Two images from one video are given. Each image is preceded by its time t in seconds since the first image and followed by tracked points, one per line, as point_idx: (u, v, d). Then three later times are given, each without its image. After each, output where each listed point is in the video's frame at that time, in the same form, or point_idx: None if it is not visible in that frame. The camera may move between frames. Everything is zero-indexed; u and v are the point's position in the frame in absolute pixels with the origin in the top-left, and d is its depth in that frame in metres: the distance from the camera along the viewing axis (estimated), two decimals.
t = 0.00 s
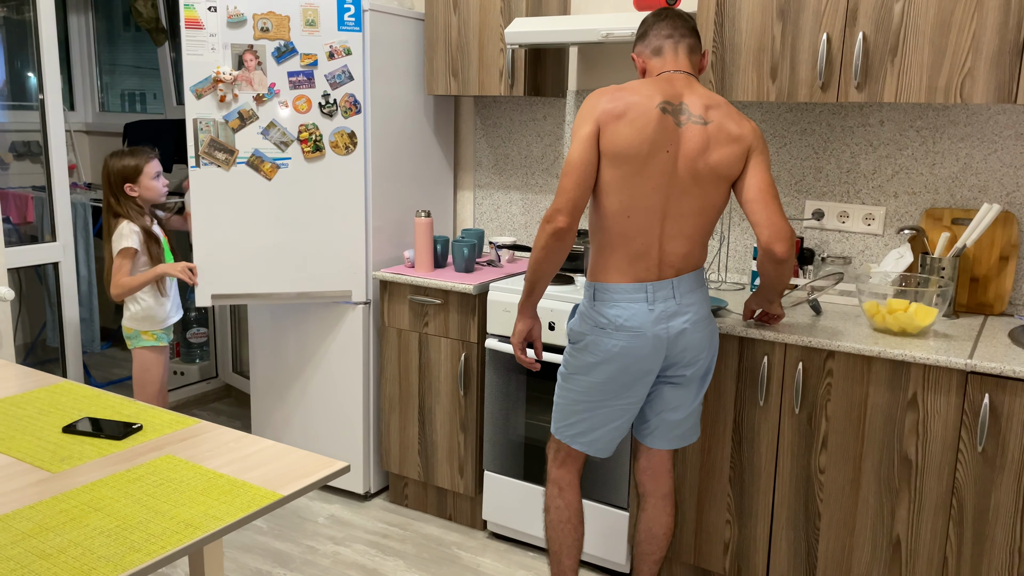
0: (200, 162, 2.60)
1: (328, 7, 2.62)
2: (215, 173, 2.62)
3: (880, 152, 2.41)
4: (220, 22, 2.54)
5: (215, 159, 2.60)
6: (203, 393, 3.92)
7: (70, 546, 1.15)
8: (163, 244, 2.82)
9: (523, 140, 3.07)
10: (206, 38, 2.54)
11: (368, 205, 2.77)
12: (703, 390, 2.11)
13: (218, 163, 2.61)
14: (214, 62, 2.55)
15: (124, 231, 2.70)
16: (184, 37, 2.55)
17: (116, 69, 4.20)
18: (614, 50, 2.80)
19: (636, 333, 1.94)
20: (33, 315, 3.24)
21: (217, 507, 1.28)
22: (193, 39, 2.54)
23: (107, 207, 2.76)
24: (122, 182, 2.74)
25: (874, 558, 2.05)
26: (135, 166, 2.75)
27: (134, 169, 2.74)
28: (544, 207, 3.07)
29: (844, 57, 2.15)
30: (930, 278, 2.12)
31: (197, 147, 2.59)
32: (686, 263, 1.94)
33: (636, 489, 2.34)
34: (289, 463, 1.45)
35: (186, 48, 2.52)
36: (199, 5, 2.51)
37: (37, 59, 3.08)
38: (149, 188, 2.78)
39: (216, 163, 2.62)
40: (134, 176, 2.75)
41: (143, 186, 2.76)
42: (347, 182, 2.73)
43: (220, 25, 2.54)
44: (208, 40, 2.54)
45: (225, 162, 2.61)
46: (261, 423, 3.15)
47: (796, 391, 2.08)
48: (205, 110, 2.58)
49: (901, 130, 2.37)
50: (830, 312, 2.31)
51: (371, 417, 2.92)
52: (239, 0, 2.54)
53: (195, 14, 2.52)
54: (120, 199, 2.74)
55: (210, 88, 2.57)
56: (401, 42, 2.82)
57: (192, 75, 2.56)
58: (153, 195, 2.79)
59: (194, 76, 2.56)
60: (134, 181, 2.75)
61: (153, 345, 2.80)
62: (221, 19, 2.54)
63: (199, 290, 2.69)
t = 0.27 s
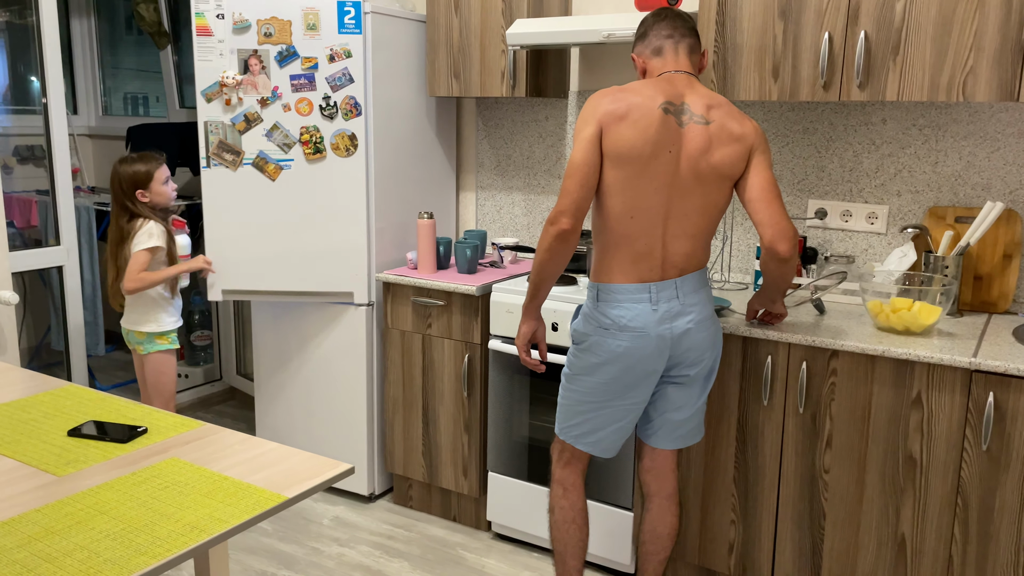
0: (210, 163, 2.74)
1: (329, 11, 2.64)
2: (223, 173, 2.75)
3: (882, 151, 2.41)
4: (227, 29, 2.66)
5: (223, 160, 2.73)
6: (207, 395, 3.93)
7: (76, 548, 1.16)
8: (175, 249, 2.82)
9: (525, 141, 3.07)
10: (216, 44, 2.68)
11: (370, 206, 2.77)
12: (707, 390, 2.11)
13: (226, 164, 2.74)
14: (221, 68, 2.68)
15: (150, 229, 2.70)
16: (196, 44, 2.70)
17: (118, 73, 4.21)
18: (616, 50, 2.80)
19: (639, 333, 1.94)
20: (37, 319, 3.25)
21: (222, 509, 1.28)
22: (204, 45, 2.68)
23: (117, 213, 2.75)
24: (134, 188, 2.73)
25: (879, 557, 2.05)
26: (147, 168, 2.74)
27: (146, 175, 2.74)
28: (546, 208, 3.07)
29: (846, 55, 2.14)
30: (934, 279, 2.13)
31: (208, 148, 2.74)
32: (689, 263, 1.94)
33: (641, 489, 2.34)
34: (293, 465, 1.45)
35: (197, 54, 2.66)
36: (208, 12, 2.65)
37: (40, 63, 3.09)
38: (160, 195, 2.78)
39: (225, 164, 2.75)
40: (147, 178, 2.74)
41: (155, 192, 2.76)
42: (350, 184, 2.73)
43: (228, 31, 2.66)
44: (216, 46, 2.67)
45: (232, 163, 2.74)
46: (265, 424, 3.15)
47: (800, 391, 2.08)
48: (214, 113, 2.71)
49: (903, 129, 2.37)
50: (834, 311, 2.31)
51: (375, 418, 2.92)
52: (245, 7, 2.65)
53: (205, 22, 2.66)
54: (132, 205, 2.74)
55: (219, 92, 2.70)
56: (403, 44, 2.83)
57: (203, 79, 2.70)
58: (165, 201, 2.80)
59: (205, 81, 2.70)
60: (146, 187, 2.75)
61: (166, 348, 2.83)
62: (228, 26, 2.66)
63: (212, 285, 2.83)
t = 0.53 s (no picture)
0: (229, 164, 2.89)
1: (332, 15, 2.68)
2: (240, 174, 2.89)
3: (884, 151, 2.41)
4: (242, 36, 2.78)
5: (239, 161, 2.87)
6: (211, 397, 3.94)
7: (81, 551, 1.16)
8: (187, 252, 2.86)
9: (527, 143, 3.07)
10: (233, 51, 2.81)
11: (373, 209, 2.78)
12: (710, 390, 2.11)
13: (242, 165, 2.88)
14: (238, 73, 2.81)
15: (164, 236, 2.75)
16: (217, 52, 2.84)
17: (122, 76, 4.23)
18: (617, 51, 2.80)
19: (642, 334, 1.94)
20: (41, 322, 3.30)
21: (227, 512, 1.29)
22: (223, 52, 2.82)
23: (124, 217, 2.75)
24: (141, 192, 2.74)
25: (883, 557, 2.05)
26: (153, 174, 2.75)
27: (152, 179, 2.75)
28: (548, 209, 3.07)
29: (847, 55, 2.14)
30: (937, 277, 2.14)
31: (228, 150, 2.89)
32: (691, 263, 1.94)
33: (644, 490, 2.34)
34: (296, 467, 1.46)
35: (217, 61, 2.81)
36: (227, 21, 2.77)
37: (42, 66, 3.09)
38: (164, 198, 2.80)
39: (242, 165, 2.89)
40: (152, 183, 2.75)
41: (160, 196, 2.78)
42: (352, 186, 2.74)
43: (243, 38, 2.79)
44: (234, 53, 2.80)
45: (248, 164, 2.87)
46: (269, 427, 3.16)
47: (803, 391, 2.08)
48: (231, 117, 2.85)
49: (905, 128, 2.37)
50: (836, 311, 2.31)
51: (378, 420, 2.93)
52: (257, 14, 2.76)
53: (224, 30, 2.80)
54: (140, 210, 2.75)
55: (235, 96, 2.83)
56: (404, 47, 2.83)
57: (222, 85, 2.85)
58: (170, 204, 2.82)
59: (224, 86, 2.84)
60: (152, 191, 2.76)
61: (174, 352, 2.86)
62: (243, 33, 2.78)
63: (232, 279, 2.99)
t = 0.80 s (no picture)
0: (248, 166, 2.99)
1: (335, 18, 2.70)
2: (256, 175, 2.98)
3: (885, 150, 2.41)
4: (257, 41, 2.87)
5: (255, 163, 2.96)
6: (214, 399, 3.95)
7: (86, 554, 1.17)
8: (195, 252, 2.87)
9: (529, 143, 3.08)
10: (250, 56, 2.90)
11: (375, 210, 2.79)
12: (712, 390, 2.11)
13: (258, 166, 2.96)
14: (253, 77, 2.90)
15: (173, 239, 2.77)
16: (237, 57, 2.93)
17: (124, 79, 4.24)
18: (618, 52, 2.81)
19: (645, 334, 1.94)
20: (44, 325, 3.26)
21: (230, 513, 1.29)
22: (242, 57, 2.92)
23: (128, 219, 2.75)
24: (147, 194, 2.74)
25: (886, 557, 2.05)
26: (158, 177, 2.75)
27: (157, 181, 2.74)
28: (550, 209, 3.08)
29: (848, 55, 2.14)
30: (939, 275, 2.14)
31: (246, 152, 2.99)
32: (693, 263, 1.95)
33: (647, 490, 2.34)
34: (299, 469, 1.46)
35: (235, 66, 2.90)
36: (244, 27, 2.87)
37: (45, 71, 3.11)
38: (170, 200, 2.79)
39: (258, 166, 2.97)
40: (158, 186, 2.75)
41: (166, 198, 2.78)
42: (355, 188, 2.75)
43: (258, 43, 2.87)
44: (250, 57, 2.89)
45: (263, 166, 2.96)
46: (272, 429, 3.17)
47: (806, 390, 2.08)
48: (248, 120, 2.94)
49: (906, 127, 2.37)
50: (839, 310, 2.31)
51: (381, 421, 2.93)
52: (270, 19, 2.83)
53: (242, 35, 2.89)
54: (146, 212, 2.75)
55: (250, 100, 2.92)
56: (406, 48, 2.84)
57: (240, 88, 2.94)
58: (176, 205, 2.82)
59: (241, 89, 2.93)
60: (157, 193, 2.76)
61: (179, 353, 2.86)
62: (259, 38, 2.86)
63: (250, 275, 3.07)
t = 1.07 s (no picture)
0: (256, 166, 3.00)
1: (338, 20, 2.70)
2: (265, 175, 2.99)
3: (887, 149, 2.41)
4: (264, 42, 2.88)
5: (264, 163, 2.98)
6: (217, 401, 3.95)
7: (88, 554, 1.17)
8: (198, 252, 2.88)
9: (530, 144, 3.08)
10: (258, 57, 2.91)
11: (376, 211, 2.79)
12: (714, 388, 2.12)
13: (266, 166, 2.98)
14: (260, 79, 2.91)
15: (174, 240, 2.76)
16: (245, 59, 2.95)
17: (125, 81, 4.25)
18: (619, 52, 2.81)
19: (649, 334, 1.94)
20: (47, 326, 3.26)
21: (232, 514, 1.29)
22: (250, 59, 2.93)
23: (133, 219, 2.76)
24: (150, 196, 2.74)
25: (889, 556, 2.05)
26: (160, 178, 2.75)
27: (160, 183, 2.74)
28: (552, 210, 3.08)
29: (849, 54, 2.14)
30: (941, 274, 2.14)
31: (255, 152, 3.00)
32: (696, 264, 1.95)
33: (649, 490, 2.34)
34: (301, 469, 1.46)
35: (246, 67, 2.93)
36: (252, 29, 2.89)
37: (47, 73, 3.12)
38: (173, 202, 2.80)
39: (265, 166, 2.99)
40: (160, 187, 2.76)
41: (169, 199, 2.78)
42: (356, 188, 2.76)
43: (265, 44, 2.88)
44: (259, 59, 2.91)
45: (270, 166, 2.97)
46: (274, 430, 3.17)
47: (807, 390, 2.08)
48: (255, 121, 2.96)
49: (908, 126, 2.37)
50: (840, 309, 2.31)
51: (383, 422, 2.93)
52: (277, 21, 2.84)
53: (251, 37, 2.91)
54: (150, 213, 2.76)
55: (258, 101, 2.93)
56: (407, 49, 2.84)
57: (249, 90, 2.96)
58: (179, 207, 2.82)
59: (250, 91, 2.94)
60: (160, 195, 2.76)
61: (179, 353, 2.86)
62: (265, 39, 2.88)
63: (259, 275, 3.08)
